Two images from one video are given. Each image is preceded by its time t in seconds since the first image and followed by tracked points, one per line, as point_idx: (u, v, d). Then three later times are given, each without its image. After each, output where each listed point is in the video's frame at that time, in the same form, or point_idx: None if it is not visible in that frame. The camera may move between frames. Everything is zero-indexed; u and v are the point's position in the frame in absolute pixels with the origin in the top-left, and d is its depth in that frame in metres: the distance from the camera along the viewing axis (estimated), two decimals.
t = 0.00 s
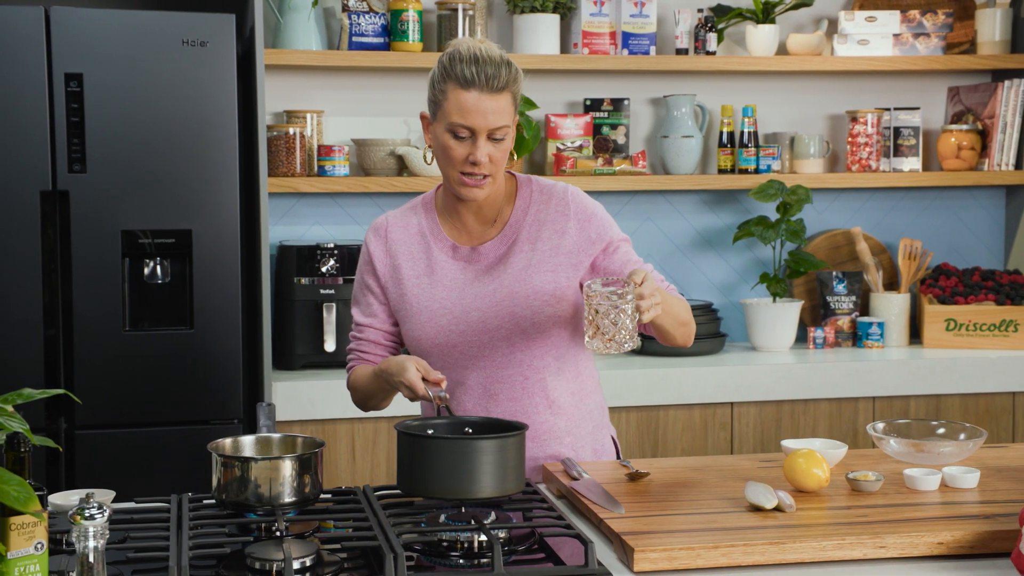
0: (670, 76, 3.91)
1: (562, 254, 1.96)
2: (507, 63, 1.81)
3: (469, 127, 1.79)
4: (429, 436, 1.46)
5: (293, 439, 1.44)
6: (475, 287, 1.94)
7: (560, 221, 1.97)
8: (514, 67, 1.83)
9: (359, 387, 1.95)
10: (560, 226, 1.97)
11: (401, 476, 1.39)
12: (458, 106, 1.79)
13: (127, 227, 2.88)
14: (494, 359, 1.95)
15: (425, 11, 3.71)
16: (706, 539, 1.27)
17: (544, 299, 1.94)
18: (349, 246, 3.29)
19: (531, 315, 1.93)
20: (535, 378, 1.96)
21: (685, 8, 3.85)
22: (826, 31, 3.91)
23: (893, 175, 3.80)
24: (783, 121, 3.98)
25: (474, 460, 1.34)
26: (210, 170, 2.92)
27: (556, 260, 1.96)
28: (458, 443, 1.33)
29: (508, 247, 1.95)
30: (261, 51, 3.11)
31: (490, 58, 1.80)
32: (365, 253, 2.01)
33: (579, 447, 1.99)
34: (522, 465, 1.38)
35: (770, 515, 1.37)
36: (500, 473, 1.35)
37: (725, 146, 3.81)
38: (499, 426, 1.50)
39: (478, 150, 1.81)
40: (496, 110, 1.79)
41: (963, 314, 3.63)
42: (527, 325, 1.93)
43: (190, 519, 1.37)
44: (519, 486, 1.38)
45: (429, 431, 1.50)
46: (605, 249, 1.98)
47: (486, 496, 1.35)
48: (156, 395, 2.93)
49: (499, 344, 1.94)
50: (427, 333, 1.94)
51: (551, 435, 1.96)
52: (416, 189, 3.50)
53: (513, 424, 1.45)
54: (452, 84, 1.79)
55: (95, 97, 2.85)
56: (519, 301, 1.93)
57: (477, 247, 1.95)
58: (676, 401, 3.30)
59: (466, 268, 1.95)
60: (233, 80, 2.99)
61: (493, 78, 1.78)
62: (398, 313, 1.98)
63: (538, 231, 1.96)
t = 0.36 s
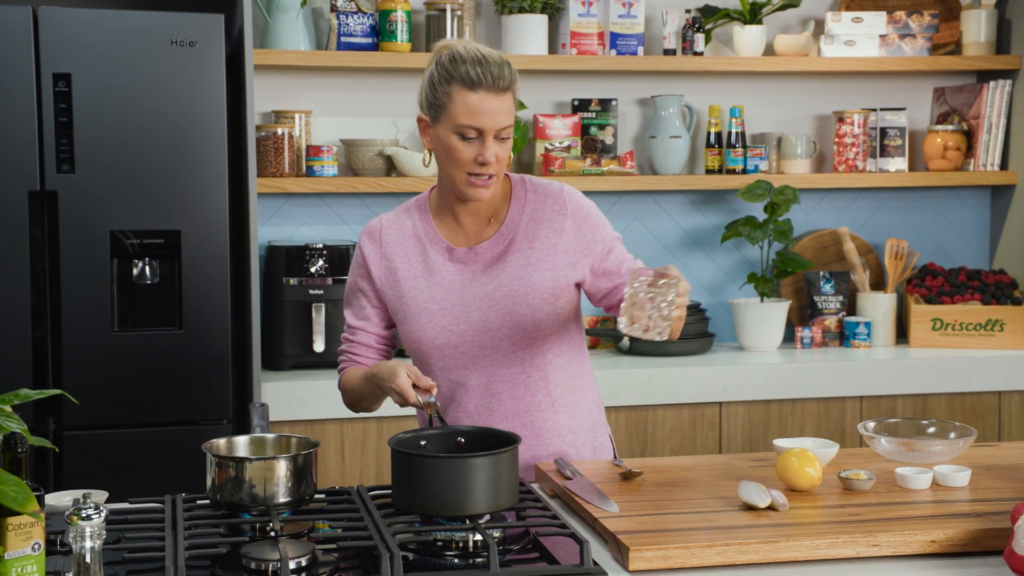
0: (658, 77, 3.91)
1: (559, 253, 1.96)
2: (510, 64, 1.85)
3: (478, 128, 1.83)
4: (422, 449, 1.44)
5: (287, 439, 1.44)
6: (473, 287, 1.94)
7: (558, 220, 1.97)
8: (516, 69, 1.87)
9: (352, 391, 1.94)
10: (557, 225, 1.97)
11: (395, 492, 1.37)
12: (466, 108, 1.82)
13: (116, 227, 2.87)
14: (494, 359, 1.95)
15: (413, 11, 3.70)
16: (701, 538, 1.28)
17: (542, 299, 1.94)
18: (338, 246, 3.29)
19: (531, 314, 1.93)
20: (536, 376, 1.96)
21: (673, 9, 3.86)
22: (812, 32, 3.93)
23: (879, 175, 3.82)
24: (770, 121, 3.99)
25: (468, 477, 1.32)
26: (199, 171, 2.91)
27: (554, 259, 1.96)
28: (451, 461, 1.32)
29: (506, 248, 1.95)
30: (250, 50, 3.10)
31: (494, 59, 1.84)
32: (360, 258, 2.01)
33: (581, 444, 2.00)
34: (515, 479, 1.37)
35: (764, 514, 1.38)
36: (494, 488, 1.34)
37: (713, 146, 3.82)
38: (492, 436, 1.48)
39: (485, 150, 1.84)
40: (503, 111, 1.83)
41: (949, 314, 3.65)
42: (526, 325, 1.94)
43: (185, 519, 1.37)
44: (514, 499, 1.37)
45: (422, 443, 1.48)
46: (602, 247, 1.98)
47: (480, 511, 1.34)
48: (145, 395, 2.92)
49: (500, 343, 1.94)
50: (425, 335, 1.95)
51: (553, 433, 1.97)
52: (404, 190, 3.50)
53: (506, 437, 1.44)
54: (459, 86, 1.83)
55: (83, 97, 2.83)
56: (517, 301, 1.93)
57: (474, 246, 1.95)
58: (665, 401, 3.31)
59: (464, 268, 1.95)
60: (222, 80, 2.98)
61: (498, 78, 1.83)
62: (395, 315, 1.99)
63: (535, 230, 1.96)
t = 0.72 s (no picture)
0: (647, 77, 3.92)
1: (589, 242, 2.00)
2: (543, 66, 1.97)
3: (527, 124, 1.91)
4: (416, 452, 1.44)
5: (283, 440, 1.44)
6: (507, 275, 1.96)
7: (586, 210, 2.01)
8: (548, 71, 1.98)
9: (353, 378, 1.92)
10: (585, 215, 2.01)
11: (390, 493, 1.37)
12: (516, 104, 1.90)
13: (105, 228, 2.86)
14: (528, 349, 1.95)
15: (403, 11, 3.70)
16: (698, 537, 1.29)
17: (575, 287, 1.97)
18: (329, 247, 3.28)
19: (565, 301, 1.95)
20: (570, 365, 1.97)
21: (662, 10, 3.87)
22: (801, 33, 3.94)
23: (868, 176, 3.83)
24: (758, 121, 4.01)
25: (462, 479, 1.32)
26: (189, 172, 2.91)
27: (584, 248, 1.99)
28: (446, 462, 1.32)
29: (536, 238, 1.98)
30: (240, 51, 3.10)
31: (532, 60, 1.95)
32: (382, 255, 2.01)
33: (606, 437, 2.01)
34: (509, 482, 1.37)
35: (759, 513, 1.39)
36: (488, 492, 1.33)
37: (703, 147, 3.83)
38: (485, 440, 1.47)
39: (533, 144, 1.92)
40: (547, 107, 1.93)
41: (937, 314, 3.67)
42: (559, 312, 1.95)
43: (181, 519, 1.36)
44: (508, 502, 1.37)
45: (416, 446, 1.47)
46: (627, 236, 2.05)
47: (475, 514, 1.33)
48: (136, 396, 2.91)
49: (534, 331, 1.95)
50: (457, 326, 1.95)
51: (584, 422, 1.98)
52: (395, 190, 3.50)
53: (500, 441, 1.44)
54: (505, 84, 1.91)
55: (73, 97, 2.82)
56: (551, 289, 1.95)
57: (504, 238, 1.98)
58: (655, 401, 3.32)
59: (496, 258, 1.97)
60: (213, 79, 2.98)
61: (540, 77, 1.93)
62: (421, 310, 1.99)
63: (564, 220, 2.00)
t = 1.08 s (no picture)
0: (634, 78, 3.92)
1: (665, 247, 2.02)
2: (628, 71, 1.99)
3: (613, 128, 1.93)
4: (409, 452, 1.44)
5: (275, 440, 1.44)
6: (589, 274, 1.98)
7: (663, 214, 2.03)
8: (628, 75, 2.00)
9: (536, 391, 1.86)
10: (662, 220, 2.03)
11: (382, 492, 1.37)
12: (603, 108, 1.92)
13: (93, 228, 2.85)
14: (605, 346, 1.99)
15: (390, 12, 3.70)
16: (691, 536, 1.30)
17: (655, 287, 2.00)
18: (317, 248, 3.28)
19: (644, 302, 1.98)
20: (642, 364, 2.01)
21: (649, 10, 3.87)
22: (787, 33, 3.95)
23: (854, 176, 3.85)
24: (745, 122, 4.02)
25: (454, 479, 1.33)
26: (177, 172, 2.90)
27: (661, 251, 2.02)
28: (438, 463, 1.32)
29: (615, 239, 2.01)
30: (228, 52, 3.09)
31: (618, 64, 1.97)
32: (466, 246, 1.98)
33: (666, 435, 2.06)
34: (501, 482, 1.37)
35: (750, 511, 1.41)
36: (480, 492, 1.34)
37: (690, 147, 3.84)
38: (477, 439, 1.48)
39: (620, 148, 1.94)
40: (633, 112, 1.95)
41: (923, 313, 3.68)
42: (638, 310, 1.98)
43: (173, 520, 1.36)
44: (501, 502, 1.37)
45: (408, 446, 1.47)
46: (700, 242, 2.09)
47: (468, 514, 1.34)
48: (124, 396, 2.90)
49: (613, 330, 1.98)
50: (541, 322, 1.96)
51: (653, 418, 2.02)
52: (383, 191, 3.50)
53: (492, 440, 1.44)
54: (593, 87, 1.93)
55: (61, 96, 2.81)
56: (632, 287, 1.98)
57: (587, 237, 2.00)
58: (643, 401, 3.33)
59: (578, 256, 1.99)
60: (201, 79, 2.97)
61: (626, 82, 1.95)
62: (513, 306, 1.96)
63: (643, 223, 2.02)
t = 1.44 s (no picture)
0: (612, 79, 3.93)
1: (745, 258, 2.09)
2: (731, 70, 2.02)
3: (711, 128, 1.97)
4: (391, 452, 1.44)
5: (256, 441, 1.43)
6: (675, 272, 2.03)
7: (742, 229, 2.10)
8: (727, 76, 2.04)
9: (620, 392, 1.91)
10: (741, 233, 2.10)
11: (365, 492, 1.37)
12: (702, 108, 1.96)
13: (71, 229, 2.83)
14: (682, 345, 2.05)
15: (369, 12, 3.69)
16: (674, 535, 1.30)
17: (734, 293, 2.06)
18: (297, 248, 3.27)
19: (724, 305, 2.04)
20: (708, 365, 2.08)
21: (628, 11, 3.89)
22: (764, 34, 3.97)
23: (831, 177, 3.88)
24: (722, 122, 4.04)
25: (437, 479, 1.33)
26: (156, 174, 2.88)
27: (740, 261, 2.08)
28: (420, 463, 1.32)
29: (698, 243, 2.07)
30: (207, 51, 3.07)
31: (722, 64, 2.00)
32: (564, 225, 2.01)
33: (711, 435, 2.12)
34: (484, 481, 1.37)
35: (731, 510, 1.41)
36: (464, 491, 1.34)
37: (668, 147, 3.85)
38: (460, 439, 1.48)
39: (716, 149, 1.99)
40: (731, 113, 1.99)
41: (899, 312, 3.71)
42: (719, 312, 2.04)
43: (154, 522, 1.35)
44: (484, 502, 1.37)
45: (390, 446, 1.47)
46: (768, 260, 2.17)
47: (451, 514, 1.34)
48: (103, 398, 2.88)
49: (692, 328, 2.04)
50: (629, 312, 2.00)
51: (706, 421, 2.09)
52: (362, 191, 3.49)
53: (475, 440, 1.44)
54: (696, 85, 1.97)
55: (39, 95, 2.79)
56: (716, 290, 2.04)
57: (675, 235, 2.06)
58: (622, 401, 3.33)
59: (665, 253, 2.04)
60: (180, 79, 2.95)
61: (728, 82, 1.98)
62: (603, 291, 2.01)
63: (724, 234, 2.09)
